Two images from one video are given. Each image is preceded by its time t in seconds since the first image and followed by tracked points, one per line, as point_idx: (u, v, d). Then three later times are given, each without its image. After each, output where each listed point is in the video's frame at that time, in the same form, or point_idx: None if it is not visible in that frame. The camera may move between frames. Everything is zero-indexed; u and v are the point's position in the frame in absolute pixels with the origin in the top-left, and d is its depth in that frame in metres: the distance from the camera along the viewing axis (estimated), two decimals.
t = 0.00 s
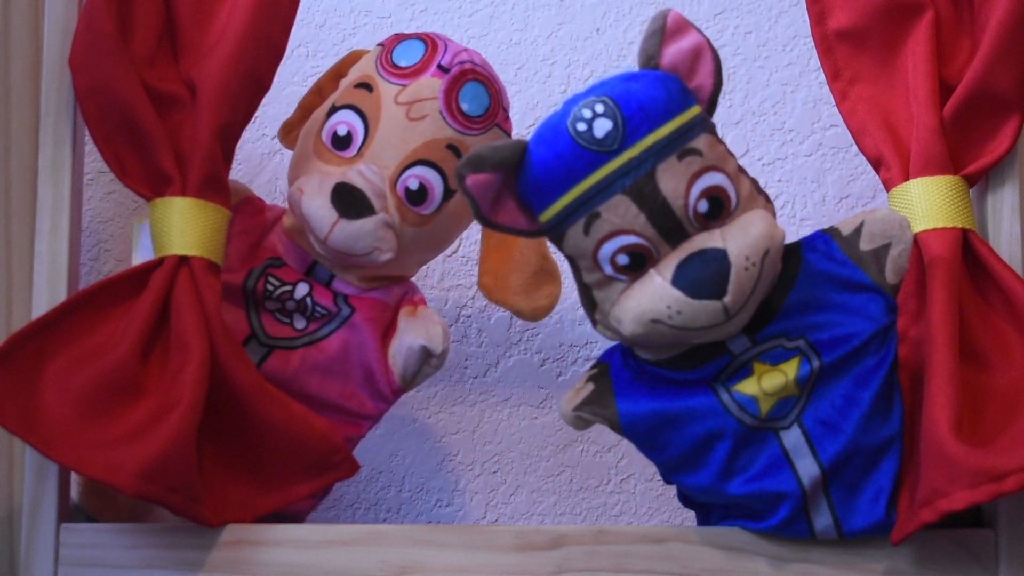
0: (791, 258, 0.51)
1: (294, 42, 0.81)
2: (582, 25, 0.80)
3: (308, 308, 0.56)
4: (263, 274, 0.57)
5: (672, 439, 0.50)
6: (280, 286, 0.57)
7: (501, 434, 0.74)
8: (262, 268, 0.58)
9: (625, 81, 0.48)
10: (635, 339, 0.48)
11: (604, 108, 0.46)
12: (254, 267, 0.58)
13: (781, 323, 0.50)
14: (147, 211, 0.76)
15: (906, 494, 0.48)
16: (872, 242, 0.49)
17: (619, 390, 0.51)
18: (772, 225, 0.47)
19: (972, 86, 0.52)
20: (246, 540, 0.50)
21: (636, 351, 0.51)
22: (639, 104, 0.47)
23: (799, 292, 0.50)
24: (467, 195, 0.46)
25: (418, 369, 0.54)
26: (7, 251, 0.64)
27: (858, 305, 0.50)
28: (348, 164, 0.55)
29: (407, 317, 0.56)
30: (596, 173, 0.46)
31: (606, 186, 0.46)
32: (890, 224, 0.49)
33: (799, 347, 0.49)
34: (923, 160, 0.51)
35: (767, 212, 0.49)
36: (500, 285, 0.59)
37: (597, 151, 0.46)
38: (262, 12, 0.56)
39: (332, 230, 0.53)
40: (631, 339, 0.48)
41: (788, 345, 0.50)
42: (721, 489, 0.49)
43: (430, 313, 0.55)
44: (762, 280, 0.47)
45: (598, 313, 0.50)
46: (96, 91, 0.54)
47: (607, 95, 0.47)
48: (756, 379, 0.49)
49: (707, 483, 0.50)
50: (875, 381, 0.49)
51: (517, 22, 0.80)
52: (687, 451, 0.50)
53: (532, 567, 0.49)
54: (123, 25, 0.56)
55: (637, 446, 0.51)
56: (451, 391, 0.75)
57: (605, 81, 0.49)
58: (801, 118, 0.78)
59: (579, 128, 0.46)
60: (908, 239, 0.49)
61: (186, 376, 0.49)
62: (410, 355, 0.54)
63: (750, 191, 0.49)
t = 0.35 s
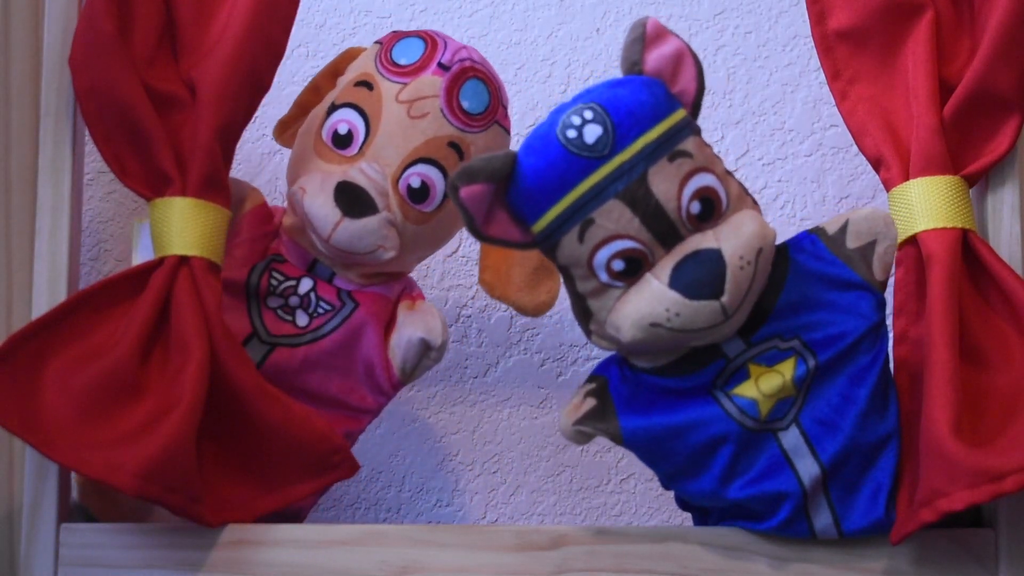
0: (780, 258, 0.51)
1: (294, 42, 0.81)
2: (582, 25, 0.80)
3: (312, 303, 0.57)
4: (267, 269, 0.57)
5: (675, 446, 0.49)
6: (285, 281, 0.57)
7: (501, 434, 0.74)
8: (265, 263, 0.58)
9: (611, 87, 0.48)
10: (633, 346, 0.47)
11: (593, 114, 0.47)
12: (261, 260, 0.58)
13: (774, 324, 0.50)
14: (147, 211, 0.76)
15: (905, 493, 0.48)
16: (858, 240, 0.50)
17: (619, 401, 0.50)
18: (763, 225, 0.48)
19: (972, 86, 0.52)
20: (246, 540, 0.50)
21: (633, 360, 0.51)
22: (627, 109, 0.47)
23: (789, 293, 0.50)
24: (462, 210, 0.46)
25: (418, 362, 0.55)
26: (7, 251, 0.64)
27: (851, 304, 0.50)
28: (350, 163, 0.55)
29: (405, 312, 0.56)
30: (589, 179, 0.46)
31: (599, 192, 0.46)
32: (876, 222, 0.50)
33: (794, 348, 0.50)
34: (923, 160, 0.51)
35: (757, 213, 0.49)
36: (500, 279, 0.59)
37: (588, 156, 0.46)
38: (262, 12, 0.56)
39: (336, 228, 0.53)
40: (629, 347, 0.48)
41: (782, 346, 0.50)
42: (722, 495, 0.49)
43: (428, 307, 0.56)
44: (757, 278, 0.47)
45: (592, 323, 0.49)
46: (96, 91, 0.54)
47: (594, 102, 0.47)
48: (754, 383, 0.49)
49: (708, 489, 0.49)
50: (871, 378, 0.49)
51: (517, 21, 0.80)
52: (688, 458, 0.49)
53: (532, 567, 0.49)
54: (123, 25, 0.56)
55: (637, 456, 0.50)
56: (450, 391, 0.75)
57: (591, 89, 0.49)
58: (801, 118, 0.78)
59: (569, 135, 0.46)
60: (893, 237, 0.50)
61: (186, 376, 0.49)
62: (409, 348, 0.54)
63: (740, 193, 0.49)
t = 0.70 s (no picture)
0: (777, 259, 0.51)
1: (294, 42, 0.81)
2: (582, 26, 0.80)
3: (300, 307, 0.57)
4: (255, 271, 0.57)
5: (680, 451, 0.49)
6: (274, 284, 0.57)
7: (501, 435, 0.74)
8: (254, 265, 0.57)
9: (612, 90, 0.48)
10: (638, 350, 0.48)
11: (596, 118, 0.46)
12: (248, 261, 0.58)
13: (774, 325, 0.50)
14: (147, 211, 0.76)
15: (905, 493, 0.48)
16: (853, 240, 0.50)
17: (622, 407, 0.50)
18: (763, 225, 0.48)
19: (972, 86, 0.52)
20: (246, 540, 0.50)
21: (634, 364, 0.50)
22: (630, 112, 0.47)
23: (788, 295, 0.50)
24: (467, 214, 0.46)
25: (408, 371, 0.56)
26: (7, 251, 0.64)
27: (849, 304, 0.50)
28: (320, 163, 0.55)
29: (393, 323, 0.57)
30: (593, 183, 0.46)
31: (604, 196, 0.46)
32: (869, 222, 0.50)
33: (793, 348, 0.50)
34: (923, 160, 0.51)
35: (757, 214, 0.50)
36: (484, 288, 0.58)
37: (593, 160, 0.46)
38: (262, 12, 0.56)
39: (298, 229, 0.54)
40: (634, 351, 0.48)
41: (782, 348, 0.50)
42: (725, 498, 0.49)
43: (419, 318, 0.57)
44: (760, 279, 0.47)
45: (594, 328, 0.49)
46: (96, 91, 0.54)
47: (596, 105, 0.47)
48: (756, 386, 0.49)
49: (711, 492, 0.49)
50: (870, 378, 0.49)
51: (517, 21, 0.80)
52: (692, 462, 0.49)
53: (532, 567, 0.49)
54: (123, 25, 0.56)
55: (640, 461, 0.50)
56: (451, 391, 0.75)
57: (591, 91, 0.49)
58: (801, 118, 0.78)
59: (572, 139, 0.46)
60: (886, 237, 0.50)
61: (186, 376, 0.49)
62: (399, 357, 0.55)
63: (740, 195, 0.50)
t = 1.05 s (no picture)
0: (777, 260, 0.51)
1: (294, 42, 0.81)
2: (583, 26, 0.80)
3: (310, 302, 0.56)
4: (265, 269, 0.57)
5: (681, 453, 0.49)
6: (283, 280, 0.57)
7: (501, 435, 0.74)
8: (263, 262, 0.57)
9: (614, 92, 0.48)
10: (640, 352, 0.48)
11: (598, 120, 0.46)
12: (256, 259, 0.58)
13: (775, 326, 0.50)
14: (147, 211, 0.76)
15: (905, 493, 0.48)
16: (853, 240, 0.50)
17: (622, 408, 0.50)
18: (766, 226, 0.48)
19: (972, 87, 0.52)
20: (245, 539, 0.50)
21: (635, 366, 0.50)
22: (632, 114, 0.47)
23: (788, 296, 0.50)
24: (469, 218, 0.46)
25: (418, 365, 0.55)
26: (7, 251, 0.64)
27: (848, 304, 0.50)
28: (350, 136, 0.55)
29: (404, 314, 0.56)
30: (595, 186, 0.46)
31: (606, 199, 0.46)
32: (869, 221, 0.50)
33: (795, 349, 0.49)
34: (923, 160, 0.51)
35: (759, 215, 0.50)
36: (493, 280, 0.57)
37: (595, 163, 0.46)
38: (261, 12, 0.56)
39: (335, 190, 0.53)
40: (636, 353, 0.48)
41: (783, 348, 0.49)
42: (726, 499, 0.49)
43: (429, 309, 0.56)
44: (762, 281, 0.47)
45: (596, 330, 0.49)
46: (96, 91, 0.54)
47: (598, 107, 0.47)
48: (758, 387, 0.49)
49: (712, 493, 0.49)
50: (870, 379, 0.49)
51: (517, 22, 0.80)
52: (692, 464, 0.49)
53: (532, 567, 0.49)
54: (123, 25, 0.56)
55: (642, 463, 0.50)
56: (451, 391, 0.75)
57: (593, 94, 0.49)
58: (801, 118, 0.78)
59: (574, 142, 0.46)
60: (887, 236, 0.50)
61: (186, 376, 0.49)
62: (410, 352, 0.54)
63: (742, 197, 0.50)
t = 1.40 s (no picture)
0: (777, 262, 0.50)
1: (294, 42, 0.81)
2: (582, 26, 0.80)
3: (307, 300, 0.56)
4: (261, 269, 0.57)
5: (680, 457, 0.48)
6: (280, 278, 0.57)
7: (501, 435, 0.74)
8: (260, 260, 0.57)
9: (608, 95, 0.47)
10: (637, 356, 0.47)
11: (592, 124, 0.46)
12: (253, 258, 0.58)
13: (774, 328, 0.50)
14: (147, 211, 0.76)
15: (905, 494, 0.48)
16: (852, 240, 0.50)
17: (621, 411, 0.49)
18: (761, 227, 0.48)
19: (973, 87, 0.52)
20: (246, 539, 0.50)
21: (634, 369, 0.50)
22: (626, 118, 0.46)
23: (788, 298, 0.50)
24: (463, 224, 0.46)
25: (413, 364, 0.54)
26: (7, 251, 0.64)
27: (847, 305, 0.50)
28: (350, 129, 0.55)
29: (400, 311, 0.55)
30: (589, 190, 0.46)
31: (601, 203, 0.46)
32: (868, 222, 0.50)
33: (793, 351, 0.49)
34: (923, 160, 0.51)
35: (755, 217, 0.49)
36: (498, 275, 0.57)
37: (589, 168, 0.46)
38: (262, 12, 0.56)
39: (334, 180, 0.53)
40: (632, 357, 0.48)
41: (782, 351, 0.49)
42: (725, 502, 0.49)
43: (425, 307, 0.55)
44: (758, 283, 0.47)
45: (593, 334, 0.49)
46: (96, 91, 0.54)
47: (591, 111, 0.47)
48: (757, 391, 0.49)
49: (711, 497, 0.49)
50: (869, 379, 0.49)
51: (517, 22, 0.80)
52: (692, 467, 0.49)
53: (533, 567, 0.49)
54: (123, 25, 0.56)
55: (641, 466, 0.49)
56: (451, 391, 0.75)
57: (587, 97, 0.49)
58: (801, 118, 0.78)
59: (568, 146, 0.46)
60: (885, 236, 0.50)
61: (186, 376, 0.49)
62: (404, 350, 0.54)
63: (738, 199, 0.50)
